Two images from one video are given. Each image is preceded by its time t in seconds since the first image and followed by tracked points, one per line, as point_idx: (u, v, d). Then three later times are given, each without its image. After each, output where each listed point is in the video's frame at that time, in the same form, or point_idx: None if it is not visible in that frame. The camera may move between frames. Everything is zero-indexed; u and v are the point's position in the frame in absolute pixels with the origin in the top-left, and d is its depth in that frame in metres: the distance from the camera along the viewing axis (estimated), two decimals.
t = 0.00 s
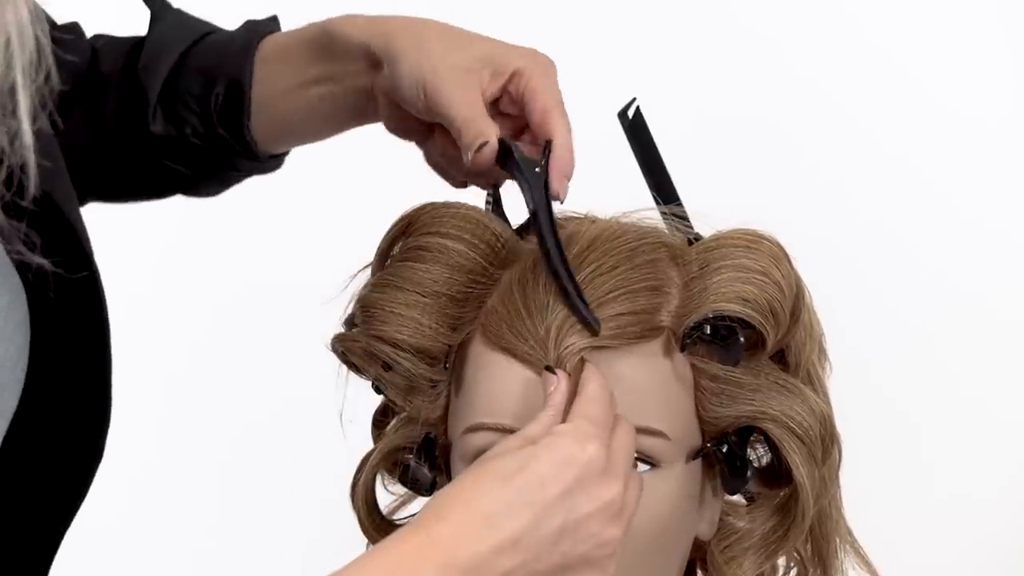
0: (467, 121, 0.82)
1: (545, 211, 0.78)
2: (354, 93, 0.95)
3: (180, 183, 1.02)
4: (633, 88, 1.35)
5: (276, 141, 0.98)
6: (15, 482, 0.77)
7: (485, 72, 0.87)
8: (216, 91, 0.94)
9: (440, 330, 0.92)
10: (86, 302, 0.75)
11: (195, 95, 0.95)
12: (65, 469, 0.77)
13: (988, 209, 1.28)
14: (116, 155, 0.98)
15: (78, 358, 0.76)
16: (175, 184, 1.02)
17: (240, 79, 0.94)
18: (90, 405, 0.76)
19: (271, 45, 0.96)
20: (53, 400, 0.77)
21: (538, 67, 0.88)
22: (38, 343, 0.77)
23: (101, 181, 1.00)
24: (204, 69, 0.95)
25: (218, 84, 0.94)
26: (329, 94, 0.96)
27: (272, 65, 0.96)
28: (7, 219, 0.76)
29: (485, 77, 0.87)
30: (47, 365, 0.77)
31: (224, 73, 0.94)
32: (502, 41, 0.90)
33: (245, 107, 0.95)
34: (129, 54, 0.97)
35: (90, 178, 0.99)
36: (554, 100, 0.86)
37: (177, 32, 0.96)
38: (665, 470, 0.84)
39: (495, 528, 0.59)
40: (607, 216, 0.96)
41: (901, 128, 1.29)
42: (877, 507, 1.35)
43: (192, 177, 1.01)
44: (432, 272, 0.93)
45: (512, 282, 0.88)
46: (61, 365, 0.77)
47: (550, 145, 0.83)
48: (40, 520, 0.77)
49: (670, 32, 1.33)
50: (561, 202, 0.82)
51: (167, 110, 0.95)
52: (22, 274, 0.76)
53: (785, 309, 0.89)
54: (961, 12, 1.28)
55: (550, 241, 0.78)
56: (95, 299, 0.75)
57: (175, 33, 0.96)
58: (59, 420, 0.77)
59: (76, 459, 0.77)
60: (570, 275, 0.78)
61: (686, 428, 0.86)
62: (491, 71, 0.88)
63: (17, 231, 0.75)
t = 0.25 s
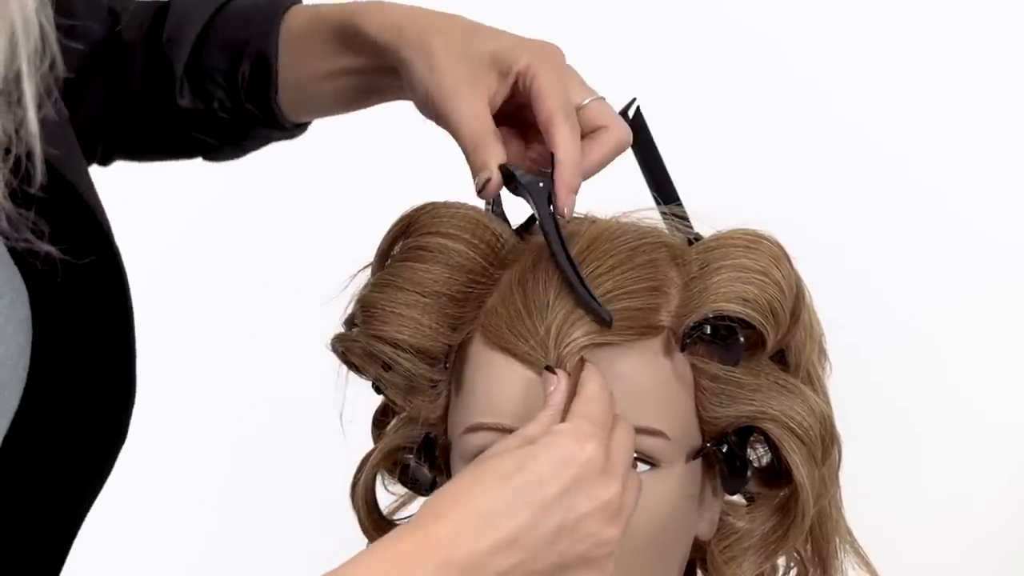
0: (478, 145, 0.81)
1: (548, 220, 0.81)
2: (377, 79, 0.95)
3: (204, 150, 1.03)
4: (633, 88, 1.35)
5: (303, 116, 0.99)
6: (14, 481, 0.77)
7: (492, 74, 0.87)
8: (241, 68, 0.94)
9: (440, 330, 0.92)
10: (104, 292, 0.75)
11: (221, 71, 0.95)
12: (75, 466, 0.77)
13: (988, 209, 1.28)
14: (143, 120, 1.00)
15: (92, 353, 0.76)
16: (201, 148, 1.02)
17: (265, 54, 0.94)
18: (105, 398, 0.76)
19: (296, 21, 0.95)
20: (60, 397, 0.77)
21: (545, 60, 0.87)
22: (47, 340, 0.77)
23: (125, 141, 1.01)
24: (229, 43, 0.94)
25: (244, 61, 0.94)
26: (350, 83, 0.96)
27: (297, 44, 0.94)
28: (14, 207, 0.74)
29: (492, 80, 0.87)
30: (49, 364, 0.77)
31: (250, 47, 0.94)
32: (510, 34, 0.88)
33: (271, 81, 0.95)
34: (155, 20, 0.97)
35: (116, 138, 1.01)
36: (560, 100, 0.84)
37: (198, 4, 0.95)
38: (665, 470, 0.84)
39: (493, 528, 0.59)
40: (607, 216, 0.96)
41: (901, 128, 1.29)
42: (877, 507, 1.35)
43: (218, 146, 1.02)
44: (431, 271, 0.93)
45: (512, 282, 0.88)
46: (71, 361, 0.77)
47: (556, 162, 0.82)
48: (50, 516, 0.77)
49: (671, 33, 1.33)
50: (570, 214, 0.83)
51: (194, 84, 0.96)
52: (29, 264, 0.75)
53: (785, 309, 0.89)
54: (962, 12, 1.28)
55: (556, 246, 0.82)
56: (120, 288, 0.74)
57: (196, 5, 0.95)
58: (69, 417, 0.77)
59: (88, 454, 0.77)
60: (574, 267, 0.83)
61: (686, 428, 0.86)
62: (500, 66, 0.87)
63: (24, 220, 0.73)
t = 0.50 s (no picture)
0: (477, 141, 0.81)
1: (543, 222, 0.80)
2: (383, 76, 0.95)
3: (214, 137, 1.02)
4: (633, 88, 1.35)
5: (315, 109, 0.99)
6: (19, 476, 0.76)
7: (495, 73, 0.87)
8: (253, 61, 0.94)
9: (440, 330, 0.92)
10: (110, 275, 0.72)
11: (233, 63, 0.95)
12: (85, 458, 0.75)
13: (990, 207, 1.28)
14: (153, 110, 0.99)
15: (101, 341, 0.74)
16: (211, 136, 1.02)
17: (276, 47, 0.93)
18: (115, 388, 0.74)
19: (309, 14, 0.94)
20: (69, 389, 0.76)
21: (546, 60, 0.85)
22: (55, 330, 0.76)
23: (138, 129, 1.01)
24: (242, 34, 0.94)
25: (256, 54, 0.94)
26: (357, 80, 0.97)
27: (309, 40, 0.95)
28: (8, 189, 0.71)
29: (495, 79, 0.87)
30: (56, 353, 0.76)
31: (262, 40, 0.94)
32: (514, 35, 0.88)
33: (283, 74, 0.95)
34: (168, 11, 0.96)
35: (127, 127, 1.00)
36: (561, 101, 0.83)
37: None
38: (665, 470, 0.84)
39: (492, 524, 0.59)
40: (607, 216, 0.96)
41: (902, 128, 1.29)
42: (877, 507, 1.35)
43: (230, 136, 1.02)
44: (431, 271, 0.93)
45: (512, 281, 0.88)
46: (80, 350, 0.75)
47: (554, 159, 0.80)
48: (59, 511, 0.75)
49: (673, 33, 1.33)
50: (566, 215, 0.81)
51: (207, 77, 0.96)
52: (24, 248, 0.73)
53: (785, 309, 0.89)
54: (964, 11, 1.27)
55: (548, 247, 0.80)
56: (124, 268, 0.71)
57: None
58: (79, 408, 0.75)
59: (98, 445, 0.75)
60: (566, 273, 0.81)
61: (686, 428, 0.86)
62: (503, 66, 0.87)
63: (18, 204, 0.70)
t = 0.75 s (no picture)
0: (478, 162, 0.82)
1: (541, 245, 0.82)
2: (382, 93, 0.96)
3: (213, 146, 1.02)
4: (634, 88, 1.35)
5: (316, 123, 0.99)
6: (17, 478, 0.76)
7: (496, 93, 0.88)
8: (253, 75, 0.94)
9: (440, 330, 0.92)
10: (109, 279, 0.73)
11: (233, 77, 0.95)
12: (84, 460, 0.76)
13: (991, 207, 1.28)
14: (152, 116, 0.99)
15: (101, 344, 0.75)
16: (209, 146, 1.03)
17: (276, 60, 0.94)
18: (116, 390, 0.75)
19: (311, 28, 0.94)
20: (67, 391, 0.76)
21: (547, 82, 0.86)
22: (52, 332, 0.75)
23: (136, 134, 1.01)
24: (242, 48, 0.94)
25: (256, 67, 0.94)
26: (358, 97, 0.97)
27: (309, 57, 0.95)
28: (8, 193, 0.71)
29: (495, 99, 0.88)
30: (56, 357, 0.76)
31: (262, 55, 0.94)
32: (515, 55, 0.89)
33: (283, 90, 0.95)
34: (171, 17, 0.94)
35: (126, 135, 1.00)
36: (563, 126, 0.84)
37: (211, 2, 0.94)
38: (665, 470, 0.84)
39: (490, 525, 0.59)
40: (607, 216, 0.96)
41: (903, 128, 1.29)
42: (877, 507, 1.35)
43: (228, 147, 1.02)
44: (431, 271, 0.93)
45: (512, 281, 0.89)
46: (79, 352, 0.75)
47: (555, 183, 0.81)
48: (59, 512, 0.76)
49: (673, 34, 1.33)
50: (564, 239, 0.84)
51: (207, 88, 0.96)
52: (23, 252, 0.73)
53: (785, 309, 0.89)
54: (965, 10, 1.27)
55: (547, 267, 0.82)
56: (124, 273, 0.71)
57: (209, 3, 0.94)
58: (78, 410, 0.75)
59: (98, 448, 0.75)
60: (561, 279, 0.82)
61: (686, 428, 0.86)
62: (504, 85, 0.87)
63: (18, 209, 0.70)
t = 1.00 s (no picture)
0: (516, 104, 0.78)
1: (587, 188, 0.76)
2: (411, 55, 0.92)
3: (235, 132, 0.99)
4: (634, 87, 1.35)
5: (337, 100, 0.96)
6: (17, 479, 0.76)
7: (532, 43, 0.84)
8: (275, 52, 0.91)
9: (440, 330, 0.92)
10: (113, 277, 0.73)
11: (255, 58, 0.92)
12: (85, 462, 0.76)
13: (991, 207, 1.28)
14: (168, 105, 0.96)
15: (104, 346, 0.75)
16: (233, 133, 1.00)
17: (298, 39, 0.91)
18: (117, 393, 0.75)
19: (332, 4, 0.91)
20: (68, 393, 0.76)
21: (583, 31, 0.83)
22: (53, 333, 0.75)
23: (152, 126, 0.98)
24: (260, 29, 0.91)
25: (278, 42, 0.91)
26: (388, 59, 0.93)
27: (333, 29, 0.91)
28: (11, 187, 0.71)
29: (531, 49, 0.84)
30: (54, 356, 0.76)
31: (283, 32, 0.91)
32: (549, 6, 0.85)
33: (305, 63, 0.91)
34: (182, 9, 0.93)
35: (137, 129, 0.97)
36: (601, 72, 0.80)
37: None
38: (664, 470, 0.84)
39: (488, 523, 0.59)
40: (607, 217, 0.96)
41: (903, 127, 1.29)
42: (878, 507, 1.35)
43: (253, 130, 0.99)
44: (431, 271, 0.93)
45: (512, 281, 0.89)
46: (81, 353, 0.75)
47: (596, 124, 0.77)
48: (59, 512, 0.76)
49: (675, 33, 1.33)
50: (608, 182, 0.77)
51: (228, 71, 0.93)
52: (25, 243, 0.73)
53: (785, 309, 0.89)
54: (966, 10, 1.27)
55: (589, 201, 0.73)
56: (125, 271, 0.72)
57: None
58: (79, 413, 0.75)
59: (98, 449, 0.75)
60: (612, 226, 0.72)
61: (686, 428, 0.86)
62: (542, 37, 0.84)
63: (20, 201, 0.70)
